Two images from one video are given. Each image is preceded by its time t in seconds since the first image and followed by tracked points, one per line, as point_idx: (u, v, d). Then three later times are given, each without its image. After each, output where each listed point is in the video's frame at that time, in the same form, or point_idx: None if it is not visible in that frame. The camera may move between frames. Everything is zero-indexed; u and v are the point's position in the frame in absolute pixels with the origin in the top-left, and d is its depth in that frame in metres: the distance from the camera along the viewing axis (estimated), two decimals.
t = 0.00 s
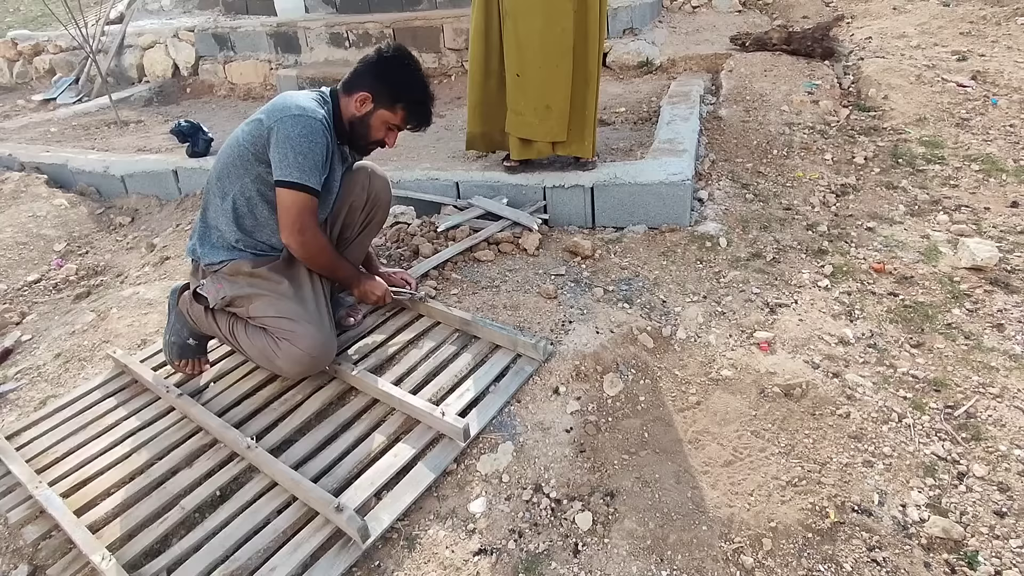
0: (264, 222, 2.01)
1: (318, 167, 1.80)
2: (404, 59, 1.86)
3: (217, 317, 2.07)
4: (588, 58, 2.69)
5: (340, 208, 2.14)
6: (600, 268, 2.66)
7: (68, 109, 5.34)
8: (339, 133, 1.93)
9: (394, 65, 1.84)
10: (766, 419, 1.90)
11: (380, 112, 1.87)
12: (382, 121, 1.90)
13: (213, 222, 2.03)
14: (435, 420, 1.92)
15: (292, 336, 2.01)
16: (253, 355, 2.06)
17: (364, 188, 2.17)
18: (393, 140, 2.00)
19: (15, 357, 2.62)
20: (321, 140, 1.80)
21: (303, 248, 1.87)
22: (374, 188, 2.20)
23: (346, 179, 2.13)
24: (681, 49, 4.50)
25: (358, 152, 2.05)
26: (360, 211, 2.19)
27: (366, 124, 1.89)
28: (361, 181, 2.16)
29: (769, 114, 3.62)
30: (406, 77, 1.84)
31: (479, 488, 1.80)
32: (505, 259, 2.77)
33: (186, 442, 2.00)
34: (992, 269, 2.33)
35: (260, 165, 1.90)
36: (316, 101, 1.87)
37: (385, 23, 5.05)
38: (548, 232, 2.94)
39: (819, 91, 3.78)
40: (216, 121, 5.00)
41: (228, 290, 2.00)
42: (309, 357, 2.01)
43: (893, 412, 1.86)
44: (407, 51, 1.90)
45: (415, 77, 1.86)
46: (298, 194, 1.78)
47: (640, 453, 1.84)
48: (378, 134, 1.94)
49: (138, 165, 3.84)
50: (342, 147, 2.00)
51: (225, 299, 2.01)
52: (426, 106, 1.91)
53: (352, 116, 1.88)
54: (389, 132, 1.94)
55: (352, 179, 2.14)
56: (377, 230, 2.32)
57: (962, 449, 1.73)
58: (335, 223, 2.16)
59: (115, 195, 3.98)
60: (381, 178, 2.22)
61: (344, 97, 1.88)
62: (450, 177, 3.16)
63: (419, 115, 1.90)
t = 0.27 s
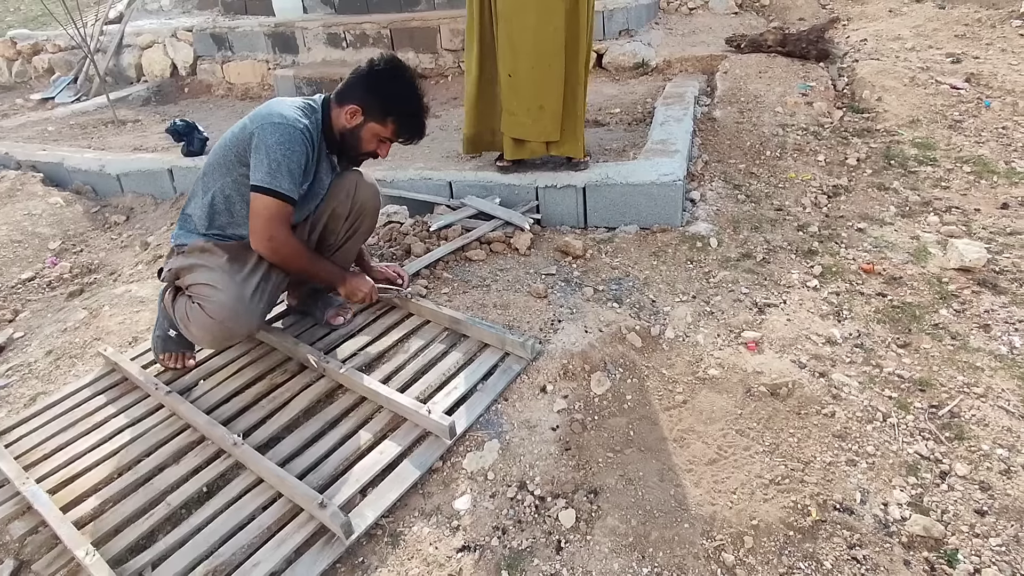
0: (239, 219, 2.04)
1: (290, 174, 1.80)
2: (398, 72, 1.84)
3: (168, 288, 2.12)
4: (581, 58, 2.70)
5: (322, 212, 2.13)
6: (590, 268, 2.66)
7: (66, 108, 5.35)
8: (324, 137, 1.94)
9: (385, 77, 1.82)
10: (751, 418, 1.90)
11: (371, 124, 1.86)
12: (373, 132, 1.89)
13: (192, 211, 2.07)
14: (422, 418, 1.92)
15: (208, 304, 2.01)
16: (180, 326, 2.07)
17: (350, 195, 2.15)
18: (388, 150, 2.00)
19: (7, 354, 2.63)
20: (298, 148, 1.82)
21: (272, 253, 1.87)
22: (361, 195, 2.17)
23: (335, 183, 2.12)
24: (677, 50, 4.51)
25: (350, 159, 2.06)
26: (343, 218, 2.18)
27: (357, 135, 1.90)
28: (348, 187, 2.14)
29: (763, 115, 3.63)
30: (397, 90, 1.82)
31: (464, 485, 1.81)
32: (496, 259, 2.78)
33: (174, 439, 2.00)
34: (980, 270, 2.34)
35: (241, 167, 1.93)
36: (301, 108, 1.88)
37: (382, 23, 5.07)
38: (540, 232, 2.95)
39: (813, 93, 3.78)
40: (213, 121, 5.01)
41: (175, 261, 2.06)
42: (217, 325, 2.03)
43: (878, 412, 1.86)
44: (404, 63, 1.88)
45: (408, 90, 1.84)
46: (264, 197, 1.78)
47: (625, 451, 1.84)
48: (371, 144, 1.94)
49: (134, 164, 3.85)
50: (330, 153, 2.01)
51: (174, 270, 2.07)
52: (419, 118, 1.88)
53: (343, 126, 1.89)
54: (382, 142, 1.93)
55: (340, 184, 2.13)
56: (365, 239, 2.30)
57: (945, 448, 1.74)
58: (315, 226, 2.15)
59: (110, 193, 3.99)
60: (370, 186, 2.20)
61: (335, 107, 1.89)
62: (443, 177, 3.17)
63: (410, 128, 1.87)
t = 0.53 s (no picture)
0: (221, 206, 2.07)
1: (257, 161, 1.79)
2: (384, 78, 1.80)
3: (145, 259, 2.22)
4: (568, 59, 2.70)
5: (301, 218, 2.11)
6: (579, 267, 2.66)
7: (59, 108, 5.35)
8: (305, 137, 1.93)
9: (371, 82, 1.78)
10: (736, 417, 1.90)
11: (354, 130, 1.83)
12: (356, 138, 1.86)
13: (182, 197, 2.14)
14: (406, 417, 1.92)
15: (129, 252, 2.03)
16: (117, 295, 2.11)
17: (332, 208, 2.11)
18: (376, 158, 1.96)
19: None
20: (271, 139, 1.81)
21: (235, 240, 1.83)
22: (343, 212, 2.12)
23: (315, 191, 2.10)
24: (671, 51, 4.50)
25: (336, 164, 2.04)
26: (323, 229, 2.15)
27: (341, 140, 1.88)
28: (331, 200, 2.10)
29: (756, 115, 3.63)
30: (382, 96, 1.78)
31: (447, 484, 1.80)
32: (485, 258, 2.77)
33: (157, 438, 2.00)
34: (969, 270, 2.34)
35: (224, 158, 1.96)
36: (281, 105, 1.88)
37: (377, 24, 5.07)
38: (531, 232, 2.94)
39: (806, 93, 3.78)
40: (207, 121, 5.01)
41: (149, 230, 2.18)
42: (127, 271, 2.02)
43: (863, 411, 1.86)
44: (395, 71, 1.84)
45: (395, 98, 1.79)
46: (225, 181, 1.77)
47: (610, 450, 1.84)
48: (356, 150, 1.91)
49: (125, 163, 3.85)
50: (313, 155, 2.00)
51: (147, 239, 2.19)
52: (404, 128, 1.83)
53: (328, 129, 1.88)
54: (366, 149, 1.89)
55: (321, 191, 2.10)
56: (347, 253, 2.26)
57: (929, 448, 1.73)
58: (294, 231, 2.13)
59: (102, 193, 3.98)
60: (356, 203, 2.14)
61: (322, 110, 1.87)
62: (433, 177, 3.16)
63: (393, 137, 1.83)
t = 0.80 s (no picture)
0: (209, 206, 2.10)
1: (227, 169, 1.77)
2: (355, 86, 1.72)
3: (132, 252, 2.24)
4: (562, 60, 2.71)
5: (281, 224, 2.12)
6: (574, 269, 2.66)
7: (57, 111, 5.35)
8: (280, 143, 1.91)
9: (340, 91, 1.71)
10: (729, 419, 1.89)
11: (327, 141, 1.78)
12: (331, 149, 1.80)
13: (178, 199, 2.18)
14: (398, 420, 1.91)
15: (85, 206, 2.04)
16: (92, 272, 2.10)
17: (312, 217, 2.11)
18: (357, 167, 1.90)
19: None
20: (241, 145, 1.80)
21: (208, 250, 1.81)
22: (324, 221, 2.12)
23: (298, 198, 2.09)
24: (667, 53, 4.51)
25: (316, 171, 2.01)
26: (304, 237, 2.16)
27: (318, 151, 1.83)
28: (311, 208, 2.10)
29: (751, 118, 3.63)
30: (352, 107, 1.70)
31: (440, 487, 1.80)
32: (480, 261, 2.77)
33: (148, 441, 1.99)
34: (962, 272, 2.34)
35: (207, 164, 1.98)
36: (253, 109, 1.86)
37: (374, 26, 5.07)
38: (526, 234, 2.94)
39: (801, 96, 3.79)
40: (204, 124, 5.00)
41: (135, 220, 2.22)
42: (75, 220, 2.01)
43: (856, 413, 1.85)
44: (367, 78, 1.76)
45: (367, 108, 1.72)
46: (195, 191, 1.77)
47: (602, 453, 1.83)
48: (335, 161, 1.86)
49: (121, 166, 3.84)
50: (291, 162, 1.98)
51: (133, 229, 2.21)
52: (379, 138, 1.75)
53: (305, 141, 1.84)
54: (344, 160, 1.84)
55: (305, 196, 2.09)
56: (331, 261, 2.26)
57: (922, 450, 1.73)
58: (275, 237, 2.15)
59: (98, 195, 3.98)
60: (337, 213, 2.12)
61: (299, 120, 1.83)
62: (429, 179, 3.16)
63: (368, 148, 1.76)
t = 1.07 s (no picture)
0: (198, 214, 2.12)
1: (179, 183, 1.79)
2: (299, 86, 1.71)
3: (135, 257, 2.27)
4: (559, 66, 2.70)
5: (266, 224, 2.10)
6: (571, 274, 2.66)
7: (55, 115, 5.35)
8: (242, 152, 1.90)
9: (284, 94, 1.70)
10: (726, 424, 1.89)
11: (281, 145, 1.79)
12: (288, 152, 1.81)
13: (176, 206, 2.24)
14: (394, 426, 1.91)
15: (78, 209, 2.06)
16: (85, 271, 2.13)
17: (295, 213, 2.09)
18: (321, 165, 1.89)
19: None
20: (196, 158, 1.80)
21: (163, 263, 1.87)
22: (307, 216, 2.09)
23: (278, 200, 2.07)
24: (665, 57, 4.52)
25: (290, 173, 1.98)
26: (290, 234, 2.14)
27: (278, 155, 1.84)
28: (293, 205, 2.08)
29: (748, 122, 3.63)
30: (297, 108, 1.70)
31: (436, 493, 1.80)
32: (477, 265, 2.77)
33: (144, 448, 1.99)
34: (958, 276, 2.34)
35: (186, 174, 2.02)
36: (210, 120, 1.86)
37: (372, 31, 5.08)
38: (523, 238, 2.94)
39: (798, 99, 3.80)
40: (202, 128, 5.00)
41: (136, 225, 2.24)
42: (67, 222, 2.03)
43: (852, 418, 1.85)
44: (311, 75, 1.73)
45: (310, 107, 1.70)
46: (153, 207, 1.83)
47: (599, 458, 1.83)
48: (297, 161, 1.86)
49: (118, 171, 3.83)
50: (260, 167, 1.95)
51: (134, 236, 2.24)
52: (331, 134, 1.74)
53: (264, 146, 1.85)
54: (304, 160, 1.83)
55: (284, 198, 2.07)
56: (321, 256, 2.24)
57: (918, 455, 1.73)
58: (261, 238, 2.14)
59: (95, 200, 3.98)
60: (320, 207, 2.09)
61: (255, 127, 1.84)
62: (426, 183, 3.16)
63: (320, 146, 1.75)
